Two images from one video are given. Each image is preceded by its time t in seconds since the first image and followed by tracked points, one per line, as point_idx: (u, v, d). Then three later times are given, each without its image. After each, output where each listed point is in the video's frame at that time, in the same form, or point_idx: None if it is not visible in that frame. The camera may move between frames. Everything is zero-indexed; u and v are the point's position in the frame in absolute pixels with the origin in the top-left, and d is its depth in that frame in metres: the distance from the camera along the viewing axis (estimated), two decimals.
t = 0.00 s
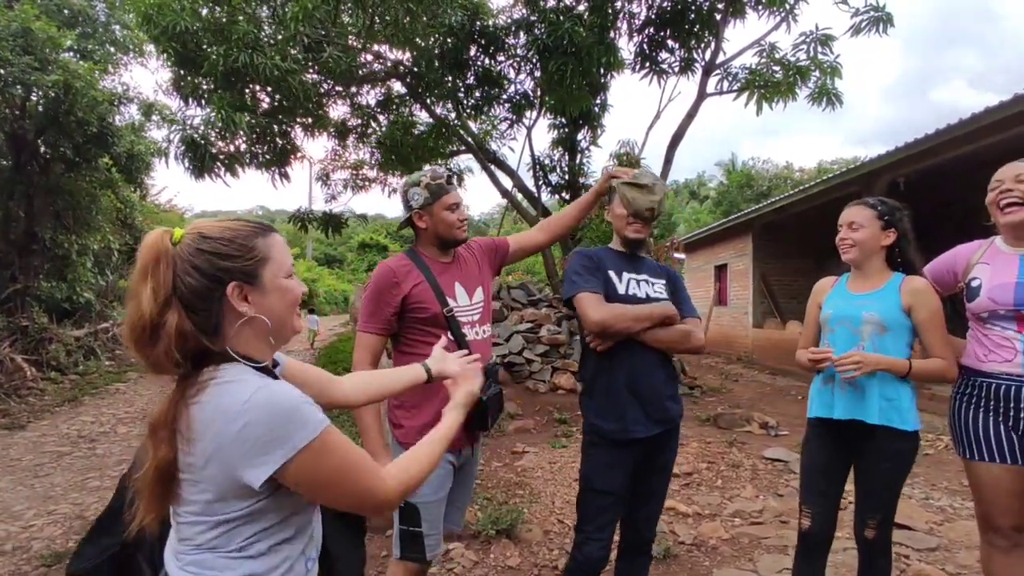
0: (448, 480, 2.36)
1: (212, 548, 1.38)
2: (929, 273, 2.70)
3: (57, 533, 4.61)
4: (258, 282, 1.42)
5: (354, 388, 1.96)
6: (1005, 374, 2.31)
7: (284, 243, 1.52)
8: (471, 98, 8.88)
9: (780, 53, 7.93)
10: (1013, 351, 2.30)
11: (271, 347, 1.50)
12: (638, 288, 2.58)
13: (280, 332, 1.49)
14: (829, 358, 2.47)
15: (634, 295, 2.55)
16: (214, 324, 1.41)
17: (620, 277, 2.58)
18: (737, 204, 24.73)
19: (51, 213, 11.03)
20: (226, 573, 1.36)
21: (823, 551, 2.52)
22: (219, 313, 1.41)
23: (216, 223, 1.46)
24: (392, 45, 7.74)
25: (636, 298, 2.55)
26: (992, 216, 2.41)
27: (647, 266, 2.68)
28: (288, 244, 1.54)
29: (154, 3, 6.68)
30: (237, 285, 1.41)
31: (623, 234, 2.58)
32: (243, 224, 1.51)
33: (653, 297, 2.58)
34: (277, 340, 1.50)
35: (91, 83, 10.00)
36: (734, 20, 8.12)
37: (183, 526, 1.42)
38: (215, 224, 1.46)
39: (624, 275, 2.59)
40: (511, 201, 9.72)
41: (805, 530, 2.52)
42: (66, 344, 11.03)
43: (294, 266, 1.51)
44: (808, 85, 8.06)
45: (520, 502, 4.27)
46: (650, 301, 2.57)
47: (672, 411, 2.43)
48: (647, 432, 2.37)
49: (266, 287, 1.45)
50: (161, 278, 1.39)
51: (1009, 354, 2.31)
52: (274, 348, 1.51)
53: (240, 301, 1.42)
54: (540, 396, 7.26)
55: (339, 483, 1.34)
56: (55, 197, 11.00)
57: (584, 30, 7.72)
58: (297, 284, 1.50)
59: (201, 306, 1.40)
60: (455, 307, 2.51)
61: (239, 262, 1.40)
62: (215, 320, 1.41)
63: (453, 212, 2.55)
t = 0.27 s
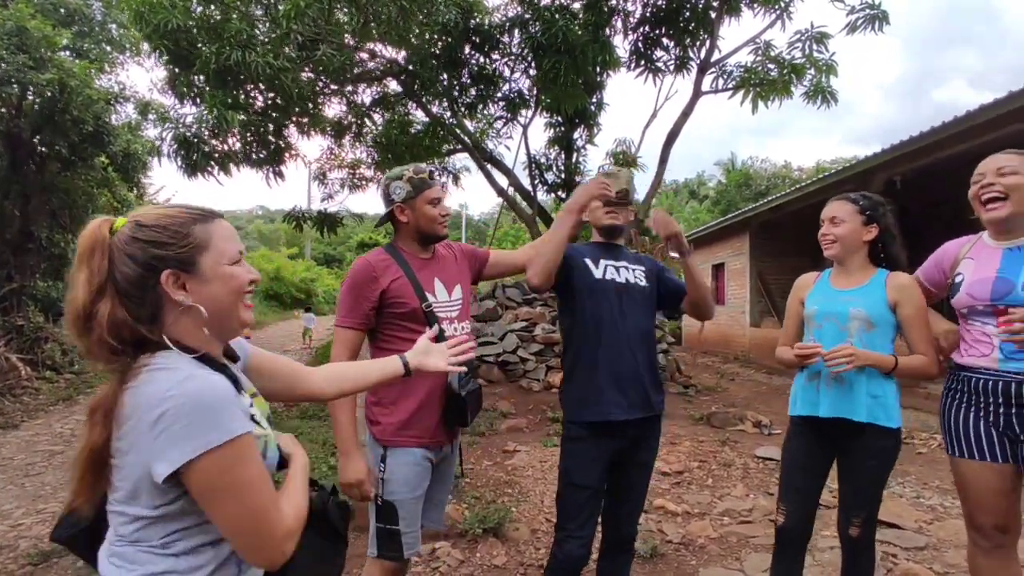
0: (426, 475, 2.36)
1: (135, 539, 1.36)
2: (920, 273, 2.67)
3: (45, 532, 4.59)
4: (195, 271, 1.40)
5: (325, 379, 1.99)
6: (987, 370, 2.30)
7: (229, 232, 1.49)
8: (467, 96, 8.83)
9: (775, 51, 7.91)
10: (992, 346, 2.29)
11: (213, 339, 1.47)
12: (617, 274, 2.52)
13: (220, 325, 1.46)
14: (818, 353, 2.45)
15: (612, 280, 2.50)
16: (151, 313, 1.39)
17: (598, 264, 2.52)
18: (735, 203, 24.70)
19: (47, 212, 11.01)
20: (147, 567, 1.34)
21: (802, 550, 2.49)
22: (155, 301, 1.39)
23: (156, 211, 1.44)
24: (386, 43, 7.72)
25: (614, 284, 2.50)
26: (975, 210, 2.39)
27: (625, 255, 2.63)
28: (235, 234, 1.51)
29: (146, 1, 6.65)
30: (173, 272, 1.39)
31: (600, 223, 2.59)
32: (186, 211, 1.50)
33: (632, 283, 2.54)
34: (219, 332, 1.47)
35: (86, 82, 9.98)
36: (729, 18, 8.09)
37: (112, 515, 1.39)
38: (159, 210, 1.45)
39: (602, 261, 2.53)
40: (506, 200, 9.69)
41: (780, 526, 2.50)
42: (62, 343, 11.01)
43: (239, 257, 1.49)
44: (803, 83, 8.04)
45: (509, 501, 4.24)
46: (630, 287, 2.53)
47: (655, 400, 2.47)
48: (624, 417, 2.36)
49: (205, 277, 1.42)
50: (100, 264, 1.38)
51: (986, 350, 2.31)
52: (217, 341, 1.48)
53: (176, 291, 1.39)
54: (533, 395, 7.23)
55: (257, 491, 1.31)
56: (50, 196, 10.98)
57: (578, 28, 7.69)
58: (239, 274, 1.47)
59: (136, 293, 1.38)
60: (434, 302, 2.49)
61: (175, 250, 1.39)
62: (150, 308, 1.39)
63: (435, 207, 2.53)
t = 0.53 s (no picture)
0: (394, 474, 2.38)
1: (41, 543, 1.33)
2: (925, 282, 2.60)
3: (27, 534, 4.53)
4: (98, 282, 1.35)
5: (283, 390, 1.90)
6: (993, 382, 2.24)
7: (143, 239, 1.43)
8: (460, 93, 8.71)
9: (770, 49, 7.84)
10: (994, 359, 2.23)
11: (126, 354, 1.42)
12: (589, 269, 2.63)
13: (127, 338, 1.39)
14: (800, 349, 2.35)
15: (583, 275, 2.60)
16: (60, 320, 1.37)
17: (570, 259, 2.64)
18: (734, 203, 24.63)
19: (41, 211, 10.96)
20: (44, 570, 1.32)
21: (786, 554, 2.43)
22: (62, 310, 1.37)
23: (73, 216, 1.41)
24: (379, 41, 7.65)
25: (585, 278, 2.60)
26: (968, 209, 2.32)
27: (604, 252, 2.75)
28: (156, 244, 1.45)
29: None
30: (73, 282, 1.34)
31: (578, 225, 2.73)
32: (108, 218, 1.45)
33: (605, 278, 2.63)
34: (128, 347, 1.41)
35: (78, 79, 9.91)
36: (724, 15, 8.03)
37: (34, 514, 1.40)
38: (81, 214, 1.42)
39: (575, 257, 2.66)
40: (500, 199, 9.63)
41: (762, 532, 2.44)
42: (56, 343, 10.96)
43: (154, 268, 1.41)
44: (799, 81, 7.97)
45: (495, 503, 4.18)
46: (601, 282, 2.61)
47: (625, 394, 2.52)
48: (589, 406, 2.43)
49: (109, 288, 1.36)
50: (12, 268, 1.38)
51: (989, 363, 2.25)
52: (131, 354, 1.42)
53: (77, 301, 1.35)
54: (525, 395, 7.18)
55: (102, 517, 1.18)
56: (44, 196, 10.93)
57: (572, 25, 7.62)
58: (149, 287, 1.39)
59: (43, 300, 1.36)
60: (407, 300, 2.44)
61: (76, 260, 1.34)
62: (57, 316, 1.37)
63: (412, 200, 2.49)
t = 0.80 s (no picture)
0: (368, 470, 2.39)
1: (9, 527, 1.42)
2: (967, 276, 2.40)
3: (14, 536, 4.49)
4: (51, 269, 1.40)
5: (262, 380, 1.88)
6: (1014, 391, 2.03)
7: (95, 228, 1.47)
8: (456, 92, 8.66)
9: (767, 46, 7.79)
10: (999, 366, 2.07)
11: (80, 341, 1.46)
12: (563, 269, 2.63)
13: (81, 325, 1.43)
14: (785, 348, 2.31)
15: (557, 275, 2.61)
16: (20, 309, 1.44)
17: (545, 258, 2.65)
18: (734, 202, 24.59)
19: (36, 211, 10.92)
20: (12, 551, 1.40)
21: (773, 558, 2.37)
22: (21, 300, 1.43)
23: (31, 208, 1.46)
24: (373, 39, 7.60)
25: (558, 279, 2.61)
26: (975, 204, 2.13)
27: (585, 250, 2.74)
28: (111, 233, 1.49)
29: None
30: (27, 269, 1.40)
31: (566, 227, 2.70)
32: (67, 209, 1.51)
33: (580, 277, 2.63)
34: (84, 334, 1.45)
35: (73, 78, 9.87)
36: (721, 12, 7.98)
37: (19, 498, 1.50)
38: (41, 206, 1.48)
39: (551, 256, 2.66)
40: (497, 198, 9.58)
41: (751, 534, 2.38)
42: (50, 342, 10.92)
43: (107, 255, 1.45)
44: (795, 79, 7.92)
45: (485, 505, 4.14)
46: (575, 283, 2.62)
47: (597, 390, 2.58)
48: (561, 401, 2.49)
49: (63, 274, 1.41)
50: None
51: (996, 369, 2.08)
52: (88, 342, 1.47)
53: (33, 289, 1.41)
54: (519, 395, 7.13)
55: (8, 511, 1.21)
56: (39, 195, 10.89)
57: (568, 23, 7.57)
58: (103, 273, 1.43)
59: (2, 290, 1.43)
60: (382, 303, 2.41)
61: (29, 249, 1.40)
62: (15, 305, 1.43)
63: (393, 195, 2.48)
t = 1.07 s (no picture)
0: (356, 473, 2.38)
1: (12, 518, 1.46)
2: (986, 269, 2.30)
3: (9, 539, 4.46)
4: (30, 271, 1.39)
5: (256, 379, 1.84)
6: None
7: (77, 231, 1.45)
8: (453, 90, 8.63)
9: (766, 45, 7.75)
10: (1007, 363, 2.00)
11: (57, 343, 1.44)
12: (558, 272, 2.63)
13: (59, 328, 1.42)
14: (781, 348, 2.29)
15: (552, 280, 2.61)
16: None
17: (539, 261, 2.63)
18: (734, 202, 24.56)
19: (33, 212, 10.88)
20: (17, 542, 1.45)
21: (768, 560, 2.35)
22: None
23: (11, 207, 1.44)
24: (370, 38, 7.56)
25: (553, 282, 2.61)
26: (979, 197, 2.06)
27: (574, 252, 2.76)
28: (92, 236, 1.47)
29: None
30: (6, 270, 1.38)
31: (561, 227, 2.69)
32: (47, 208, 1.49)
33: (574, 281, 2.65)
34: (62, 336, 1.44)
35: (70, 79, 9.83)
36: (720, 11, 7.94)
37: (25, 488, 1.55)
38: (20, 206, 1.46)
39: (544, 259, 2.64)
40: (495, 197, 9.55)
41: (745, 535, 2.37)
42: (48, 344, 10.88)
43: (87, 258, 1.43)
44: (795, 77, 7.88)
45: (482, 506, 4.11)
46: (569, 286, 2.63)
47: (584, 389, 2.59)
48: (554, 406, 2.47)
49: (42, 276, 1.39)
50: None
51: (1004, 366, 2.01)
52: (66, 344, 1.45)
53: (11, 288, 1.39)
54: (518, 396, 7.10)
55: None
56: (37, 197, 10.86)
57: (566, 22, 7.53)
58: (83, 276, 1.42)
59: None
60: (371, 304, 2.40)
61: (7, 249, 1.37)
62: None
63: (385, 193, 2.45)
